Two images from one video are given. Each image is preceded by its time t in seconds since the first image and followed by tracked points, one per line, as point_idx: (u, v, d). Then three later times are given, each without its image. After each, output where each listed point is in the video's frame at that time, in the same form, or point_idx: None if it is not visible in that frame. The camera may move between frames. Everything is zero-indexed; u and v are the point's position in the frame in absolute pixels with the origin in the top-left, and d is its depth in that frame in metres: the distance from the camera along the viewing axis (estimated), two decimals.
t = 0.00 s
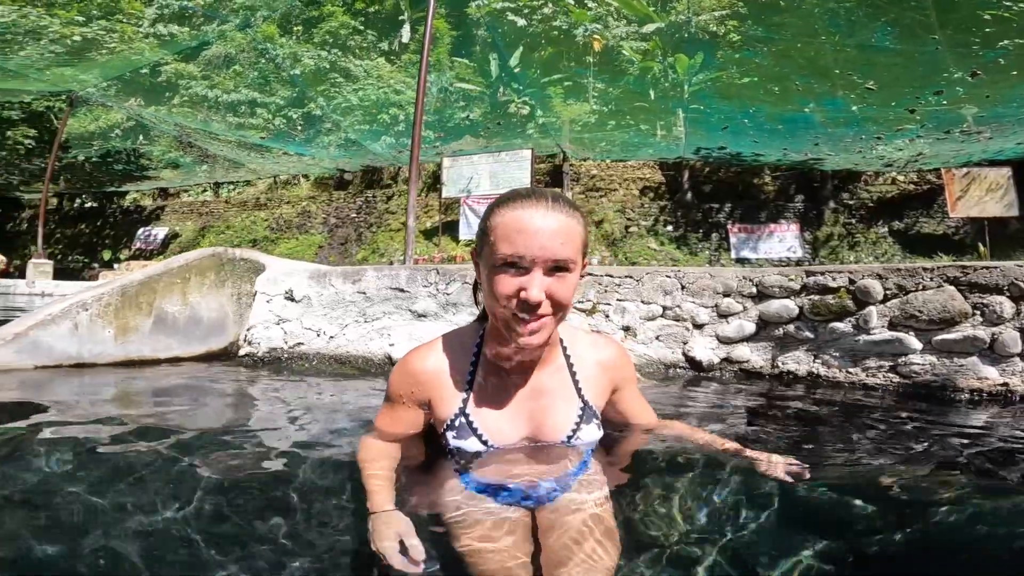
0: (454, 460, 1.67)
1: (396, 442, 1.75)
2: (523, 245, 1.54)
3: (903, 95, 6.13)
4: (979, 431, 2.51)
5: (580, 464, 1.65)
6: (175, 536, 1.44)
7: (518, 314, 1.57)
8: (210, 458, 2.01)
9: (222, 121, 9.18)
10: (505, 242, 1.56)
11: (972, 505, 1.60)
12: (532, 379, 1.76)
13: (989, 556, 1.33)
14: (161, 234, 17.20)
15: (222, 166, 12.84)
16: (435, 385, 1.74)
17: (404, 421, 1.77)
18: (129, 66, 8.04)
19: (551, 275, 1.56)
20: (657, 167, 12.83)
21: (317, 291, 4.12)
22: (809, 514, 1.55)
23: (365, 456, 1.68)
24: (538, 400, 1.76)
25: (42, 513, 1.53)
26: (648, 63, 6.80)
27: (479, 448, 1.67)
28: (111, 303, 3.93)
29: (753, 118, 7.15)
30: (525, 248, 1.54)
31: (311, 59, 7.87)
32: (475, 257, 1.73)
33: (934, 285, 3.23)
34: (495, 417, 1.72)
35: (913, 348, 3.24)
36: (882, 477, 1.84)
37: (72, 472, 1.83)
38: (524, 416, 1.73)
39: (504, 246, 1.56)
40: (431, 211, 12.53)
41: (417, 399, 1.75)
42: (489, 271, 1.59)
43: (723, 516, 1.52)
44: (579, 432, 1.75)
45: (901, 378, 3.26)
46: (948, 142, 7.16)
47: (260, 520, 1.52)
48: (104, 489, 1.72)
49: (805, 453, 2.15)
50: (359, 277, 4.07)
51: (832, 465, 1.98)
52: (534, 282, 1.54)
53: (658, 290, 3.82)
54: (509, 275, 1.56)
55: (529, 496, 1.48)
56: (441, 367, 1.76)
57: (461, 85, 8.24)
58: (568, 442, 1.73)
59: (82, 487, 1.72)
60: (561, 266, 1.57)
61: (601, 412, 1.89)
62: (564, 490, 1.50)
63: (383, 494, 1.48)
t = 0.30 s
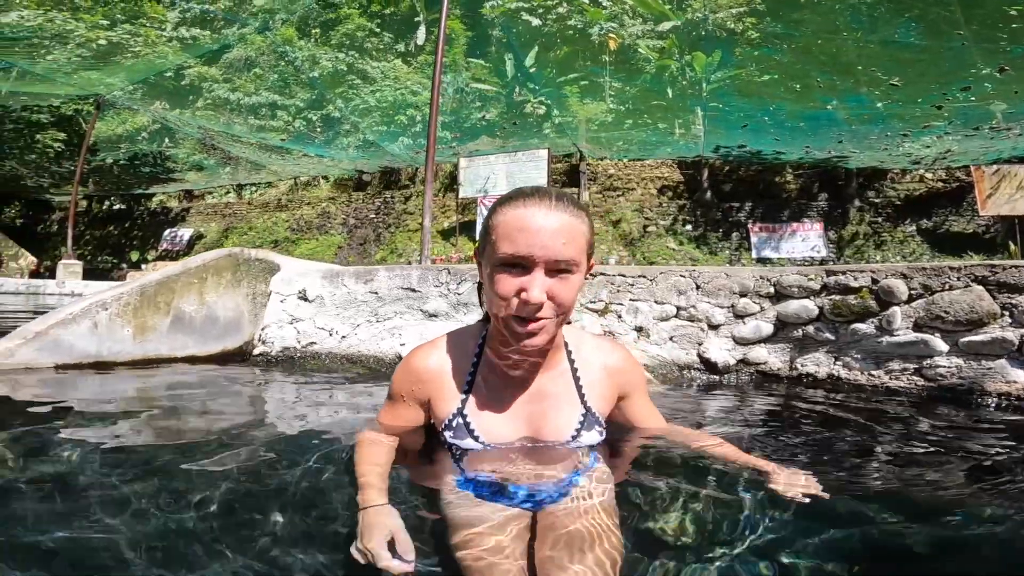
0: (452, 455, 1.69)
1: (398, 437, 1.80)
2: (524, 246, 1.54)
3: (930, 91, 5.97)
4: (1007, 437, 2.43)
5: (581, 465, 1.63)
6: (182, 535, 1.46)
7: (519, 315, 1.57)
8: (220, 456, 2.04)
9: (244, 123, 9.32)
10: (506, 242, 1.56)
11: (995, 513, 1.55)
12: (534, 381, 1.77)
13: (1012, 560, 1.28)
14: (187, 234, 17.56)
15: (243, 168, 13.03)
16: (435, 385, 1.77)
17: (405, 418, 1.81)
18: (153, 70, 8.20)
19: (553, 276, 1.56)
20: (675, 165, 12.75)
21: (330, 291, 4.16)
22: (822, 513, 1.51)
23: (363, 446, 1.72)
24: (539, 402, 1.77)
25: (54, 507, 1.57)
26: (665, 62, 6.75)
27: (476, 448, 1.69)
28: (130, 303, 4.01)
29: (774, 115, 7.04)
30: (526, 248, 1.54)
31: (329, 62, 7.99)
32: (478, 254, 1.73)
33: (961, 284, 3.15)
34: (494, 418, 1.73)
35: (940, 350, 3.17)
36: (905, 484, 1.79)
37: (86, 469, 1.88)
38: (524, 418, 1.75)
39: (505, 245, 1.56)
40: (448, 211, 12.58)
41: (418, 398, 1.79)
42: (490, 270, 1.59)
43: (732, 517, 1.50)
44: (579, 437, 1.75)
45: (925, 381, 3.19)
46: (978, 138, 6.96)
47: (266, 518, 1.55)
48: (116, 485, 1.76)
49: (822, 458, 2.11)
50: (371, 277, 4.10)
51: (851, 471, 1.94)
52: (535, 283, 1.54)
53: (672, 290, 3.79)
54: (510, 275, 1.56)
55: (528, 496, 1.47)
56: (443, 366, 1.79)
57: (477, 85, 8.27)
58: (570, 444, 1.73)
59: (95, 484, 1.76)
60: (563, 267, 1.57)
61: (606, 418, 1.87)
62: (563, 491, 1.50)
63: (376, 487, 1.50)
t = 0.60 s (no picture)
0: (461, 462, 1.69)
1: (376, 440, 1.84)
2: (538, 237, 1.54)
3: (955, 87, 5.82)
4: None
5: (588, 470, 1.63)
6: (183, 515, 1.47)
7: (538, 308, 1.55)
8: (227, 449, 2.06)
9: (263, 126, 9.44)
10: (519, 236, 1.56)
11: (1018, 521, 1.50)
12: (543, 384, 1.77)
13: None
14: (210, 236, 17.87)
15: (264, 170, 13.22)
16: (435, 389, 1.76)
17: (392, 421, 1.83)
18: (175, 73, 8.36)
19: (569, 268, 1.56)
20: (692, 164, 12.67)
21: (340, 291, 4.22)
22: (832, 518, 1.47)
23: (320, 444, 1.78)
24: (547, 404, 1.77)
25: (64, 490, 1.60)
26: (681, 60, 6.70)
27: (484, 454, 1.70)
28: (145, 302, 4.08)
29: (794, 113, 6.94)
30: (541, 240, 1.54)
31: (345, 64, 8.05)
32: (487, 256, 1.73)
33: (986, 283, 3.07)
34: (502, 422, 1.74)
35: (964, 352, 3.07)
36: (925, 491, 1.74)
37: (95, 458, 1.91)
38: (533, 420, 1.75)
39: (519, 239, 1.56)
40: (464, 212, 12.62)
41: (417, 401, 1.78)
42: (504, 267, 1.58)
43: (740, 520, 1.46)
44: (589, 439, 1.75)
45: (950, 386, 3.07)
46: (1006, 134, 6.79)
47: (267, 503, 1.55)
48: (123, 473, 1.78)
49: (837, 464, 2.06)
50: (380, 277, 4.14)
51: (867, 477, 1.89)
52: (552, 275, 1.53)
53: (684, 289, 3.75)
54: (526, 270, 1.55)
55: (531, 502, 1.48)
56: (445, 373, 1.78)
57: (492, 86, 8.29)
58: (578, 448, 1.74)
59: (104, 472, 1.79)
60: (578, 258, 1.57)
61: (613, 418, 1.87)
62: (568, 498, 1.49)
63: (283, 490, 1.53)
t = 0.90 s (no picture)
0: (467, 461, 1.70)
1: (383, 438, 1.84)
2: (537, 231, 1.54)
3: (982, 84, 5.67)
4: None
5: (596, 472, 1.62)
6: (187, 516, 1.49)
7: (541, 301, 1.55)
8: (237, 448, 2.09)
9: (284, 129, 9.55)
10: (518, 231, 1.56)
11: None
12: (547, 380, 1.76)
13: None
14: (233, 237, 18.17)
15: (284, 172, 13.39)
16: (442, 386, 1.77)
17: (401, 420, 1.83)
18: (197, 76, 8.52)
19: (570, 259, 1.56)
20: (711, 163, 12.54)
21: (351, 289, 4.28)
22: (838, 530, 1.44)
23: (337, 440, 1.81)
24: (553, 402, 1.76)
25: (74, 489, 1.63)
26: (698, 58, 6.70)
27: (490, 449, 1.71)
28: (161, 300, 4.12)
29: (815, 110, 6.80)
30: (540, 233, 1.54)
31: (362, 66, 8.09)
32: (489, 254, 1.73)
33: (1014, 282, 2.99)
34: (508, 420, 1.73)
35: (991, 353, 3.01)
36: (951, 500, 1.69)
37: (107, 454, 1.95)
38: (539, 418, 1.74)
39: (518, 235, 1.56)
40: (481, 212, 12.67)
41: (424, 397, 1.78)
42: (506, 263, 1.58)
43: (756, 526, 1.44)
44: (594, 439, 1.75)
45: (974, 388, 3.04)
46: None
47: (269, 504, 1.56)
48: (132, 470, 1.81)
49: (853, 468, 2.02)
50: (391, 276, 4.18)
51: (883, 484, 1.84)
52: (553, 267, 1.53)
53: (697, 288, 3.71)
54: (527, 264, 1.55)
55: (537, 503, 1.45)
56: (451, 367, 1.78)
57: (507, 86, 8.30)
58: (583, 447, 1.74)
59: (115, 469, 1.83)
60: (578, 248, 1.57)
61: (620, 418, 1.85)
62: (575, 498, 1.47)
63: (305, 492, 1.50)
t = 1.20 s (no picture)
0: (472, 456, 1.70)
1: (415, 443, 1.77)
2: (532, 225, 1.56)
3: (1013, 79, 5.52)
4: None
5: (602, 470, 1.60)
6: (187, 506, 1.51)
7: (534, 293, 1.57)
8: (246, 444, 2.10)
9: (305, 131, 9.70)
10: (514, 225, 1.58)
11: None
12: (553, 370, 1.76)
13: None
14: (256, 238, 18.45)
15: (305, 173, 13.56)
16: (456, 378, 1.77)
17: (425, 416, 1.80)
18: (220, 79, 8.67)
19: (563, 252, 1.57)
20: (732, 161, 12.36)
21: (362, 289, 4.29)
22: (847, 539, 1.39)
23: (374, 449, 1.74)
24: (557, 394, 1.75)
25: (81, 480, 1.65)
26: (717, 56, 6.63)
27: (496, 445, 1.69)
28: (178, 299, 4.19)
29: (839, 107, 6.68)
30: (534, 226, 1.56)
31: (380, 68, 8.14)
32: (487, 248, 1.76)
33: None
34: (515, 411, 1.73)
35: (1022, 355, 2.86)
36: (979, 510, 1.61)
37: (116, 446, 1.98)
38: (546, 411, 1.73)
39: (513, 230, 1.58)
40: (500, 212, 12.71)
41: (437, 391, 1.79)
42: (501, 255, 1.61)
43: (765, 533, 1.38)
44: (599, 430, 1.72)
45: (1005, 391, 2.90)
46: None
47: (269, 499, 1.57)
48: (138, 462, 1.84)
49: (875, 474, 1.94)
50: (402, 276, 4.20)
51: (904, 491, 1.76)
52: (546, 259, 1.55)
53: (712, 288, 3.66)
54: (521, 256, 1.57)
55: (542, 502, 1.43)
56: (459, 359, 1.79)
57: (524, 86, 8.28)
58: (583, 442, 1.70)
59: (124, 460, 1.85)
60: (573, 242, 1.58)
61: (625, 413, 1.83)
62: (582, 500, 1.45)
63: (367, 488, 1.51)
